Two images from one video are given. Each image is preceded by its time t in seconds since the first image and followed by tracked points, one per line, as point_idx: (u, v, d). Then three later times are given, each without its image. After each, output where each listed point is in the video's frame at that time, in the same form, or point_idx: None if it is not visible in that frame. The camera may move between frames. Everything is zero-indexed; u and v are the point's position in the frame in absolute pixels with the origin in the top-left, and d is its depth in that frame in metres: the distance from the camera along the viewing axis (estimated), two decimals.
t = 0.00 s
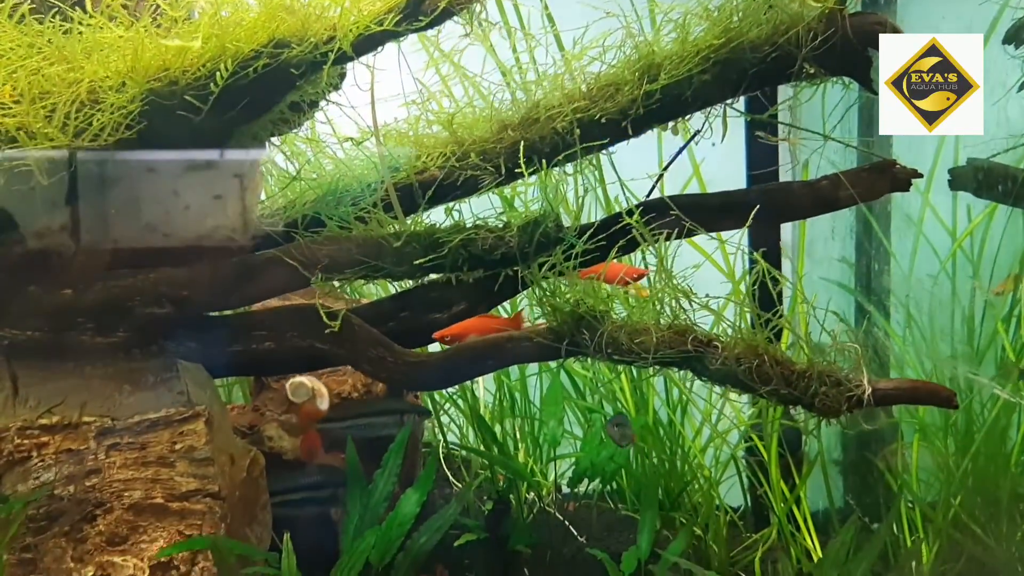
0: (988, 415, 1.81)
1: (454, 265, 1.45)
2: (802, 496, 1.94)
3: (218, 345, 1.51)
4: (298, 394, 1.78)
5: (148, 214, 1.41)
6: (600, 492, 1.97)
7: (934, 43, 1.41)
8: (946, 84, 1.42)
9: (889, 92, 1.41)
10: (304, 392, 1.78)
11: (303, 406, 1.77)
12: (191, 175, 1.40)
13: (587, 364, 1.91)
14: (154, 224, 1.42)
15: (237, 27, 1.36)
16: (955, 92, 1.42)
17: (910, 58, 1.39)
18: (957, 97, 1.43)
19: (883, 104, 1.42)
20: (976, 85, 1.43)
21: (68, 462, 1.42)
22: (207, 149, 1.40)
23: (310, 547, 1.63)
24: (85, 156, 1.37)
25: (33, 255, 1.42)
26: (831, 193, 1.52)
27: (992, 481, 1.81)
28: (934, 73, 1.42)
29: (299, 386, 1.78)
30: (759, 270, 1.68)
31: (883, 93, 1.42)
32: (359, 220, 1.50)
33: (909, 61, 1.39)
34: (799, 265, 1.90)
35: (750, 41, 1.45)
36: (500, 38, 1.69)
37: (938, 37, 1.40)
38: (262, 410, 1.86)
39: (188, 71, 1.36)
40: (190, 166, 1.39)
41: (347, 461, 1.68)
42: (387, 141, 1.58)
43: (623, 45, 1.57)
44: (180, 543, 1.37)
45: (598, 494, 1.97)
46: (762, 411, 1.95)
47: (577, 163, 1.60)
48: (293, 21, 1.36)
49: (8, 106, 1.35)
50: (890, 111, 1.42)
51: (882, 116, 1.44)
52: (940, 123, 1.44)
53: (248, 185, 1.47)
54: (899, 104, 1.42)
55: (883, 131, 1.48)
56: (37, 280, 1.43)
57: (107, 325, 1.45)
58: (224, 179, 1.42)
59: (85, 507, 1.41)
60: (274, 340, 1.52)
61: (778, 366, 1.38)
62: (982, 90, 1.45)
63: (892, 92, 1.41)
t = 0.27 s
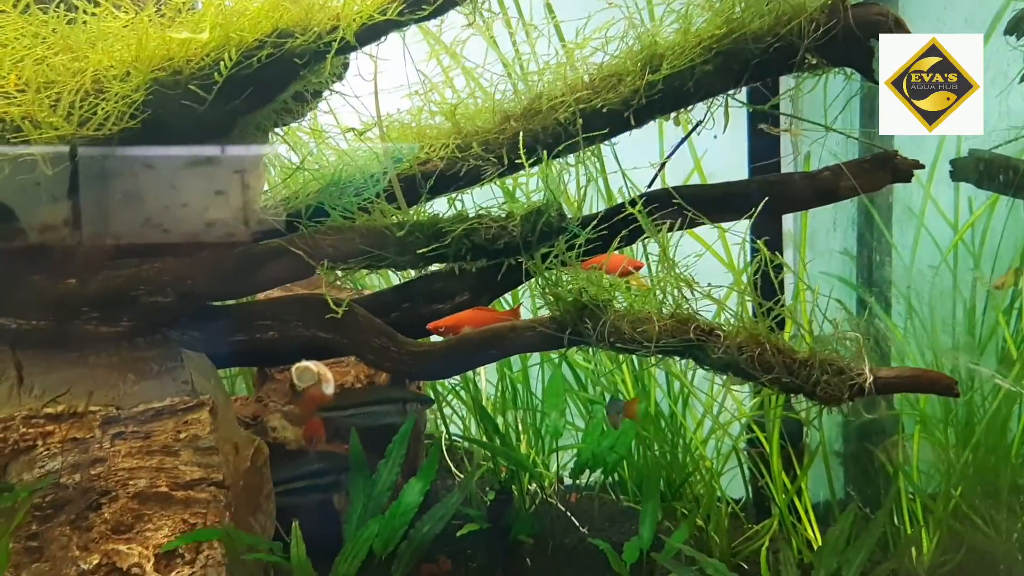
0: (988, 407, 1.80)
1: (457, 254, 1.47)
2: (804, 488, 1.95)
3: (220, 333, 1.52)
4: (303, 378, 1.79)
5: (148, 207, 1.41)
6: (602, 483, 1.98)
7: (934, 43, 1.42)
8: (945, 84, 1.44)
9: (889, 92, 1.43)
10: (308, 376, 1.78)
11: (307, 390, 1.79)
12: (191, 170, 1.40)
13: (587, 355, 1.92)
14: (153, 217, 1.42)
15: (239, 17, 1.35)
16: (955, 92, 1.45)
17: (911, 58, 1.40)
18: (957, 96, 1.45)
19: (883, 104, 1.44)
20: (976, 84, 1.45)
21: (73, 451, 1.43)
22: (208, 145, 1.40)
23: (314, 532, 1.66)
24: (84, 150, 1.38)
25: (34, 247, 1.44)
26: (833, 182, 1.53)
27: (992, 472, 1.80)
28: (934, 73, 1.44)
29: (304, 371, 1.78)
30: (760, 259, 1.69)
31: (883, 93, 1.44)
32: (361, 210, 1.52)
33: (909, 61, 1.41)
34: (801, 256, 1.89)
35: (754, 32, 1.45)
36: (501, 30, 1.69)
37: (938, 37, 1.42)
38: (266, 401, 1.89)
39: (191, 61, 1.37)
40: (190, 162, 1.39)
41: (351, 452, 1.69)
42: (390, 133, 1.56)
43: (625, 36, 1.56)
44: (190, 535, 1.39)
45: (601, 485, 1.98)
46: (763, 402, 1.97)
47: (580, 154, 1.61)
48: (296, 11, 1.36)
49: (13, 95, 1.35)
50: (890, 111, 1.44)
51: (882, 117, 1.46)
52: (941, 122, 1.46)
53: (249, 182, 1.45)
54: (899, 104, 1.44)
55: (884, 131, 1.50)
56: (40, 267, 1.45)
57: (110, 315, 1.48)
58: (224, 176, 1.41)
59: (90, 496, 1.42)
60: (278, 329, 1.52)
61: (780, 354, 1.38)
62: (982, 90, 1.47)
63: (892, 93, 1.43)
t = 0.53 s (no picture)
0: (990, 400, 1.82)
1: (461, 247, 1.47)
2: (806, 481, 1.95)
3: (226, 325, 1.52)
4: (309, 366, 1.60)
5: (150, 201, 1.41)
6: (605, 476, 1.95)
7: (934, 44, 1.47)
8: (946, 84, 1.49)
9: (889, 92, 1.48)
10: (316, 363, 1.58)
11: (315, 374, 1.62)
12: (192, 166, 1.41)
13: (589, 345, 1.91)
14: (153, 211, 1.43)
15: (244, 12, 1.35)
16: (955, 92, 1.49)
17: (910, 58, 1.44)
18: (957, 97, 1.49)
19: (883, 103, 1.49)
20: (975, 85, 1.50)
21: (78, 443, 1.44)
22: (208, 142, 1.41)
23: (320, 527, 1.64)
24: (85, 148, 1.39)
25: (37, 241, 1.45)
26: (836, 176, 1.54)
27: (994, 467, 1.82)
28: (934, 73, 1.49)
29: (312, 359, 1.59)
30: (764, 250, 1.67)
31: (883, 93, 1.49)
32: (365, 203, 1.53)
33: (909, 62, 1.45)
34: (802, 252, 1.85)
35: (756, 26, 1.46)
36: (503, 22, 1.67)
37: (938, 38, 1.46)
38: (269, 395, 1.90)
39: (196, 54, 1.36)
40: (191, 158, 1.40)
41: (354, 445, 1.69)
42: (395, 126, 1.57)
43: (629, 29, 1.56)
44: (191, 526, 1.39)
45: (603, 479, 1.96)
46: (765, 396, 1.97)
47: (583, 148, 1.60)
48: (300, 3, 1.35)
49: (20, 88, 1.37)
50: (890, 111, 1.49)
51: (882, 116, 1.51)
52: (940, 122, 1.50)
53: (249, 180, 1.46)
54: (898, 104, 1.49)
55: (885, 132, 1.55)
56: (44, 260, 1.45)
57: (115, 308, 1.48)
58: (223, 173, 1.43)
59: (96, 488, 1.41)
60: (281, 322, 1.52)
61: (784, 346, 1.39)
62: (983, 90, 1.51)
63: (893, 92, 1.48)
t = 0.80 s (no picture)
0: (992, 391, 1.80)
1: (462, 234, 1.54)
2: (806, 471, 1.96)
3: (228, 314, 1.51)
4: (311, 348, 1.53)
5: (150, 195, 1.40)
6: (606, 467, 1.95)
7: (933, 44, 1.48)
8: (946, 84, 1.49)
9: (889, 92, 1.50)
10: (317, 345, 1.52)
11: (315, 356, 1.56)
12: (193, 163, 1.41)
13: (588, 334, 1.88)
14: (151, 205, 1.41)
15: None
16: (955, 92, 1.50)
17: (910, 58, 1.47)
18: (957, 96, 1.50)
19: (883, 103, 1.50)
20: (975, 85, 1.50)
21: (78, 431, 1.44)
22: (208, 138, 1.41)
23: (322, 513, 1.67)
24: (85, 144, 1.39)
25: (47, 226, 1.42)
26: (837, 164, 1.56)
27: (995, 458, 1.81)
28: (934, 73, 1.50)
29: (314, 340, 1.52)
30: (766, 237, 1.66)
31: (883, 92, 1.51)
32: (366, 190, 1.52)
33: (908, 62, 1.47)
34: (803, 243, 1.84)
35: (756, 14, 1.48)
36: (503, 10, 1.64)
37: (938, 38, 1.48)
38: (270, 384, 1.91)
39: (196, 41, 1.37)
40: (192, 154, 1.40)
41: (356, 433, 1.68)
42: (396, 116, 1.53)
43: (630, 17, 1.54)
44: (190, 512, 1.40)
45: (604, 469, 1.96)
46: (765, 386, 1.97)
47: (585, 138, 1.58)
48: None
49: (21, 75, 1.38)
50: (890, 110, 1.50)
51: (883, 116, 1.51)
52: (941, 122, 1.51)
53: (250, 177, 1.45)
54: (898, 104, 1.50)
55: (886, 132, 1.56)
56: (46, 251, 1.43)
57: (116, 295, 1.47)
58: (224, 169, 1.41)
59: (97, 475, 1.42)
60: (282, 310, 1.52)
61: (785, 332, 1.40)
62: (983, 90, 1.52)
63: (892, 92, 1.50)
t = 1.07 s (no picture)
0: (992, 378, 1.82)
1: (462, 220, 1.57)
2: (806, 460, 1.97)
3: (229, 300, 1.52)
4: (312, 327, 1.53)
5: (150, 188, 1.41)
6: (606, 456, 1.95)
7: (934, 44, 1.48)
8: (946, 84, 1.49)
9: (889, 93, 1.50)
10: (318, 325, 1.52)
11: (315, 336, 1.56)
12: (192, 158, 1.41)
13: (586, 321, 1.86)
14: (153, 198, 1.42)
15: None
16: (956, 92, 1.49)
17: (910, 58, 1.47)
18: (957, 96, 1.49)
19: (883, 103, 1.51)
20: (975, 85, 1.50)
21: (79, 417, 1.44)
22: (208, 134, 1.42)
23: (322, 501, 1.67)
24: (86, 141, 1.39)
25: (46, 213, 1.42)
26: (837, 152, 1.58)
27: (995, 447, 1.83)
28: (934, 73, 1.50)
29: (314, 320, 1.52)
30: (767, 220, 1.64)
31: (883, 92, 1.51)
32: (366, 176, 1.52)
33: (908, 62, 1.47)
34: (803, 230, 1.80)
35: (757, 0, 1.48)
36: None
37: (938, 38, 1.48)
38: (271, 372, 1.91)
39: (196, 27, 1.38)
40: (191, 150, 1.40)
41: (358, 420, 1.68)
42: (395, 105, 1.53)
43: (630, 4, 1.54)
44: (191, 496, 1.41)
45: (604, 459, 1.95)
46: (765, 374, 1.98)
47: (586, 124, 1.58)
48: None
49: (22, 61, 1.39)
50: (890, 111, 1.51)
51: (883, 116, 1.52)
52: (940, 122, 1.51)
53: (249, 172, 1.45)
54: (898, 104, 1.51)
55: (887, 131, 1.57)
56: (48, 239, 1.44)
57: (118, 282, 1.47)
58: (225, 165, 1.42)
59: (98, 462, 1.43)
60: (283, 297, 1.53)
61: (784, 317, 1.41)
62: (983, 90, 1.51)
63: (892, 92, 1.50)
